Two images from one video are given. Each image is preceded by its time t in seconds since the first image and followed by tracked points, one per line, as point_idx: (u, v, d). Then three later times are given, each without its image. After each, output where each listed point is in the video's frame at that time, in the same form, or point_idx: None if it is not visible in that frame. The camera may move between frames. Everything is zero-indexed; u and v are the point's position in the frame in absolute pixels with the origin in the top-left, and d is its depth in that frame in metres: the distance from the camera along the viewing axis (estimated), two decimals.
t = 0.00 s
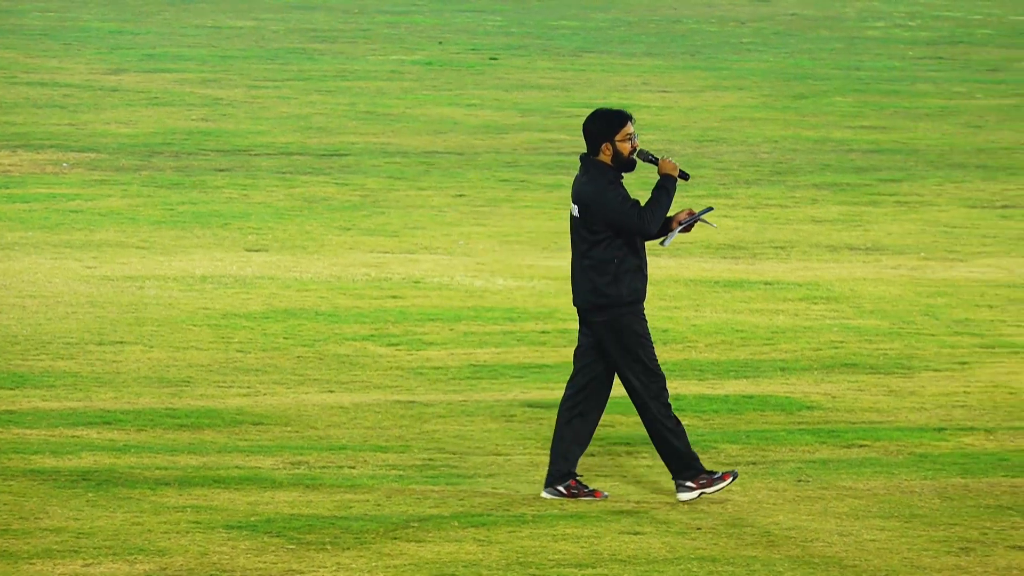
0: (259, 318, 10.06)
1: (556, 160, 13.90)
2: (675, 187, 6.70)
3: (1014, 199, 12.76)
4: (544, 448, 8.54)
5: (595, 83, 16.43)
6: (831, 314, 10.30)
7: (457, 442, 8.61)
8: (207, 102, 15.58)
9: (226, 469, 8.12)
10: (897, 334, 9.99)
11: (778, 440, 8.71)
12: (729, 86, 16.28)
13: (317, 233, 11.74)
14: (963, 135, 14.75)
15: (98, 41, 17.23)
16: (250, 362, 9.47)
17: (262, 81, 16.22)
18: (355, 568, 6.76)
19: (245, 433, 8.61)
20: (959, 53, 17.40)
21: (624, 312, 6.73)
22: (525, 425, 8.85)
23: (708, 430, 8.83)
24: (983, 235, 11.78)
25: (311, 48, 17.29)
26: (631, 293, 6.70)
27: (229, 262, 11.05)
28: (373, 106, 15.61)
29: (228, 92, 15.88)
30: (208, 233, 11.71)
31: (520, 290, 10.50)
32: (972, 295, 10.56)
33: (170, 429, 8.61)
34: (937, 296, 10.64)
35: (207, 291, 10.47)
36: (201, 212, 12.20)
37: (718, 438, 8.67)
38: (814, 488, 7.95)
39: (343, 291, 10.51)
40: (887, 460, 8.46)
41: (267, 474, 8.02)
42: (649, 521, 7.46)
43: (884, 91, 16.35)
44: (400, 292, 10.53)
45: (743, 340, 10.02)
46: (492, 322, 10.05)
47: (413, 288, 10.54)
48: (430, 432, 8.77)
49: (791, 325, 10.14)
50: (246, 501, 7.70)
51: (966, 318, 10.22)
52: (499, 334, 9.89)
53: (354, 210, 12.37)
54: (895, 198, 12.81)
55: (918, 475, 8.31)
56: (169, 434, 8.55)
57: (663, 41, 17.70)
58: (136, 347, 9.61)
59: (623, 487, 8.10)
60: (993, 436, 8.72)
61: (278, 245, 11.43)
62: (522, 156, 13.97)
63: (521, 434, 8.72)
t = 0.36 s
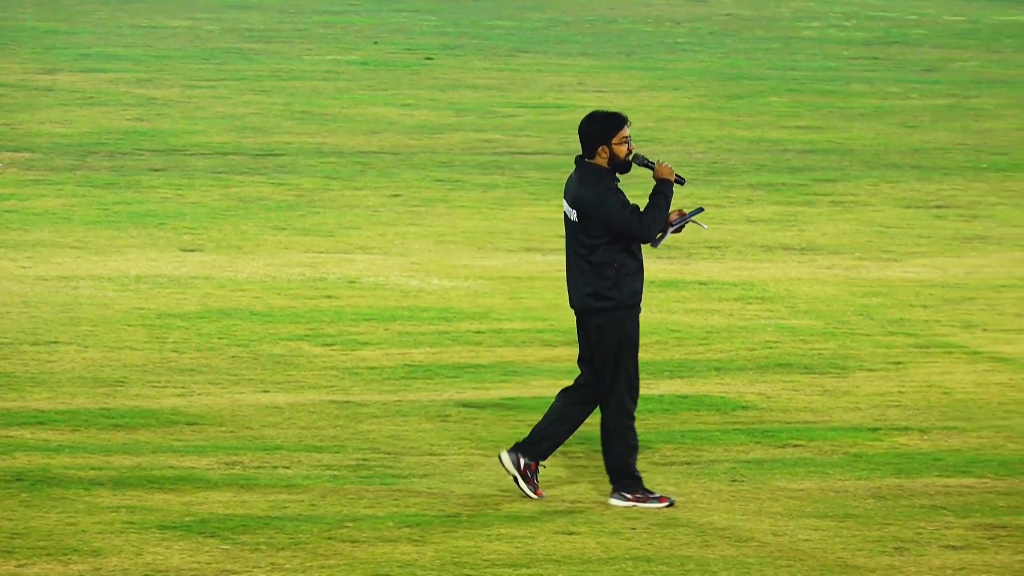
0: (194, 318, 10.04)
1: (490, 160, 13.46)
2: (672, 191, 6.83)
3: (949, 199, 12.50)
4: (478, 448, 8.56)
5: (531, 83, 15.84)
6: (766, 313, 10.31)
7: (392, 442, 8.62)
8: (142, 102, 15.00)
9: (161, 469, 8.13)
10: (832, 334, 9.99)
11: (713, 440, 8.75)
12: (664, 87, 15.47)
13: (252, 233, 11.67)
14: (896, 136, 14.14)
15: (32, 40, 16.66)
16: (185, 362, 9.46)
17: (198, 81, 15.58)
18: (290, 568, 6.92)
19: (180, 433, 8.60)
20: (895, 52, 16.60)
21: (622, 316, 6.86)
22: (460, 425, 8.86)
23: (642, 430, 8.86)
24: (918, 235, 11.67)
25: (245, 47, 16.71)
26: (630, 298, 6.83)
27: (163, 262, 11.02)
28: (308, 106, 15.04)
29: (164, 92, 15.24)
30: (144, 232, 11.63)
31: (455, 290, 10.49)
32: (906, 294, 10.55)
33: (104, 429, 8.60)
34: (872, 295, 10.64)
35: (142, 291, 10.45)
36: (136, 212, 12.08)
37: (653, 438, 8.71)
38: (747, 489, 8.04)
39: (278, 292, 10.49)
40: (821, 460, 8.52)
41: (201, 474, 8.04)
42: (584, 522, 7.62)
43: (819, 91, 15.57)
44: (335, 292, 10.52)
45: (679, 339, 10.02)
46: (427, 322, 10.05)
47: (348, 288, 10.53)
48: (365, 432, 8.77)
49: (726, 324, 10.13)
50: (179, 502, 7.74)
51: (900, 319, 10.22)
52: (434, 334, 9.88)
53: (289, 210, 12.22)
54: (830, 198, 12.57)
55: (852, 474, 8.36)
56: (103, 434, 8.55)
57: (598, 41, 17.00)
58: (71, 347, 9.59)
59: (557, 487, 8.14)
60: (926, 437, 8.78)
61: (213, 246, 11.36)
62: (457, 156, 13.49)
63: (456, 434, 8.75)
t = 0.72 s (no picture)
0: (104, 319, 10.03)
1: (401, 160, 13.12)
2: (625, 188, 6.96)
3: (859, 200, 12.33)
4: (389, 449, 8.60)
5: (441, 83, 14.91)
6: (677, 314, 10.30)
7: (302, 442, 8.64)
8: (52, 102, 14.21)
9: (71, 470, 8.12)
10: (742, 334, 10.01)
11: (623, 441, 8.78)
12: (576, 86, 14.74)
13: (162, 233, 11.60)
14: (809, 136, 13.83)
15: None
16: (95, 363, 9.44)
17: (110, 81, 14.72)
18: (201, 569, 6.96)
19: (90, 433, 8.58)
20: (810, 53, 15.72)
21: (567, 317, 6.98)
22: (371, 426, 8.88)
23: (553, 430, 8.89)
24: (828, 236, 11.62)
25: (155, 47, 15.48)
26: (574, 300, 6.95)
27: (74, 262, 10.99)
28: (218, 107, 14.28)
29: (74, 92, 14.44)
30: (54, 233, 11.53)
31: (366, 290, 10.47)
32: (816, 294, 10.56)
33: (13, 430, 8.57)
34: (782, 296, 10.64)
35: (53, 292, 10.43)
36: (46, 212, 11.92)
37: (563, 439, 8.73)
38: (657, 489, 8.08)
39: (189, 292, 10.47)
40: (732, 460, 8.57)
41: (112, 475, 8.03)
42: (495, 523, 7.70)
43: (730, 92, 14.85)
44: (246, 292, 10.50)
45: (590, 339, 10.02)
46: (337, 323, 10.03)
47: (259, 289, 10.50)
48: (275, 433, 8.77)
49: (637, 325, 10.12)
50: (90, 502, 7.75)
51: (810, 320, 10.22)
52: (345, 334, 9.87)
53: (200, 210, 12.08)
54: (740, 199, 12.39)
55: (762, 475, 8.40)
56: (12, 435, 8.52)
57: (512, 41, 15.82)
58: None
59: (466, 486, 8.17)
60: (836, 438, 8.83)
61: (124, 246, 11.32)
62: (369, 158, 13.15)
63: (366, 435, 8.78)
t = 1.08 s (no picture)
0: (41, 321, 10.03)
1: (338, 161, 13.17)
2: (599, 185, 6.83)
3: (797, 201, 12.43)
4: (327, 450, 8.60)
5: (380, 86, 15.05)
6: (615, 316, 10.32)
7: (241, 444, 8.62)
8: None
9: (9, 472, 8.09)
10: (681, 336, 10.02)
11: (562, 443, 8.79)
12: (514, 88, 14.94)
13: (101, 234, 11.60)
14: (746, 138, 13.87)
15: None
16: (32, 364, 9.43)
17: (46, 82, 14.70)
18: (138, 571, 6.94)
19: (27, 436, 8.55)
20: (744, 55, 15.88)
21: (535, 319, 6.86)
22: (309, 427, 8.87)
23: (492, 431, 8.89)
24: (766, 237, 11.68)
25: (94, 48, 15.40)
26: (542, 300, 6.83)
27: (12, 264, 10.96)
28: (156, 108, 14.33)
29: (10, 93, 14.36)
30: None
31: (303, 292, 10.48)
32: (754, 295, 10.58)
33: None
34: (721, 297, 10.67)
35: None
36: None
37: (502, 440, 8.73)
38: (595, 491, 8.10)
39: (127, 293, 10.47)
40: (671, 462, 8.57)
41: (51, 477, 8.01)
42: (434, 524, 7.70)
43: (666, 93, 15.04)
44: (184, 293, 10.50)
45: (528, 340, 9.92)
46: (275, 324, 10.04)
47: (197, 290, 10.51)
48: (214, 435, 8.76)
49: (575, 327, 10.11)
50: (29, 504, 7.73)
51: (749, 322, 10.23)
52: (283, 335, 9.88)
53: (138, 211, 12.08)
54: (677, 199, 12.46)
55: (700, 476, 8.39)
56: None
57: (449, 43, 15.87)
58: None
59: (404, 487, 8.16)
60: (774, 439, 8.85)
61: (62, 247, 11.31)
62: (308, 159, 13.24)
63: (304, 436, 8.78)
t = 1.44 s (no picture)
0: None
1: (287, 159, 13.08)
2: (597, 177, 6.96)
3: (747, 200, 12.39)
4: (276, 448, 8.60)
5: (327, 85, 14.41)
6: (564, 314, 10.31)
7: (189, 442, 8.61)
8: None
9: None
10: (629, 335, 10.04)
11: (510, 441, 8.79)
12: (462, 87, 14.36)
13: (49, 233, 11.56)
14: (694, 137, 13.65)
15: None
16: None
17: None
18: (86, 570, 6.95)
19: None
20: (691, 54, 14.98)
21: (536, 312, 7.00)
22: (258, 426, 8.86)
23: (441, 429, 8.90)
24: (716, 236, 11.63)
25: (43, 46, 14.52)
26: (542, 294, 6.97)
27: None
28: (106, 107, 13.78)
29: None
30: None
31: (252, 291, 10.48)
32: (704, 295, 10.59)
33: None
34: (670, 295, 10.67)
35: None
36: None
37: (451, 439, 8.74)
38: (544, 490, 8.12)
39: (75, 292, 10.46)
40: (619, 460, 8.58)
41: None
42: (382, 522, 7.72)
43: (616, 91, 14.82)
44: (132, 292, 10.49)
45: (477, 339, 9.91)
46: (223, 322, 10.03)
47: (145, 289, 10.50)
48: (162, 432, 8.74)
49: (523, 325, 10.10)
50: None
51: (699, 322, 10.25)
52: (232, 334, 9.87)
53: (86, 210, 12.05)
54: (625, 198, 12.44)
55: (649, 474, 8.41)
56: None
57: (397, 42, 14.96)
58: None
59: (353, 486, 8.17)
60: (722, 438, 8.86)
61: (9, 246, 11.29)
62: (257, 156, 13.15)
63: (253, 434, 8.77)
